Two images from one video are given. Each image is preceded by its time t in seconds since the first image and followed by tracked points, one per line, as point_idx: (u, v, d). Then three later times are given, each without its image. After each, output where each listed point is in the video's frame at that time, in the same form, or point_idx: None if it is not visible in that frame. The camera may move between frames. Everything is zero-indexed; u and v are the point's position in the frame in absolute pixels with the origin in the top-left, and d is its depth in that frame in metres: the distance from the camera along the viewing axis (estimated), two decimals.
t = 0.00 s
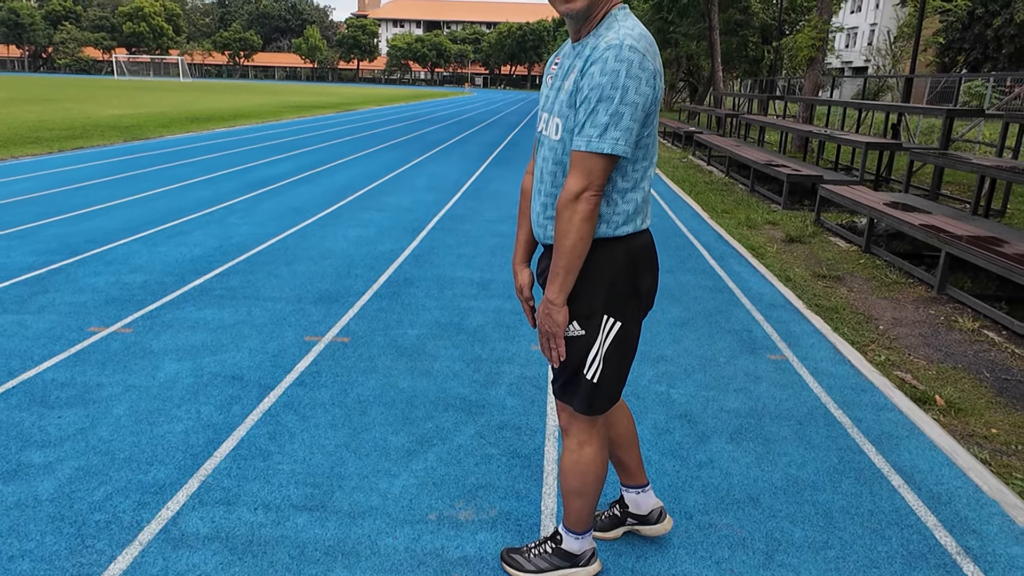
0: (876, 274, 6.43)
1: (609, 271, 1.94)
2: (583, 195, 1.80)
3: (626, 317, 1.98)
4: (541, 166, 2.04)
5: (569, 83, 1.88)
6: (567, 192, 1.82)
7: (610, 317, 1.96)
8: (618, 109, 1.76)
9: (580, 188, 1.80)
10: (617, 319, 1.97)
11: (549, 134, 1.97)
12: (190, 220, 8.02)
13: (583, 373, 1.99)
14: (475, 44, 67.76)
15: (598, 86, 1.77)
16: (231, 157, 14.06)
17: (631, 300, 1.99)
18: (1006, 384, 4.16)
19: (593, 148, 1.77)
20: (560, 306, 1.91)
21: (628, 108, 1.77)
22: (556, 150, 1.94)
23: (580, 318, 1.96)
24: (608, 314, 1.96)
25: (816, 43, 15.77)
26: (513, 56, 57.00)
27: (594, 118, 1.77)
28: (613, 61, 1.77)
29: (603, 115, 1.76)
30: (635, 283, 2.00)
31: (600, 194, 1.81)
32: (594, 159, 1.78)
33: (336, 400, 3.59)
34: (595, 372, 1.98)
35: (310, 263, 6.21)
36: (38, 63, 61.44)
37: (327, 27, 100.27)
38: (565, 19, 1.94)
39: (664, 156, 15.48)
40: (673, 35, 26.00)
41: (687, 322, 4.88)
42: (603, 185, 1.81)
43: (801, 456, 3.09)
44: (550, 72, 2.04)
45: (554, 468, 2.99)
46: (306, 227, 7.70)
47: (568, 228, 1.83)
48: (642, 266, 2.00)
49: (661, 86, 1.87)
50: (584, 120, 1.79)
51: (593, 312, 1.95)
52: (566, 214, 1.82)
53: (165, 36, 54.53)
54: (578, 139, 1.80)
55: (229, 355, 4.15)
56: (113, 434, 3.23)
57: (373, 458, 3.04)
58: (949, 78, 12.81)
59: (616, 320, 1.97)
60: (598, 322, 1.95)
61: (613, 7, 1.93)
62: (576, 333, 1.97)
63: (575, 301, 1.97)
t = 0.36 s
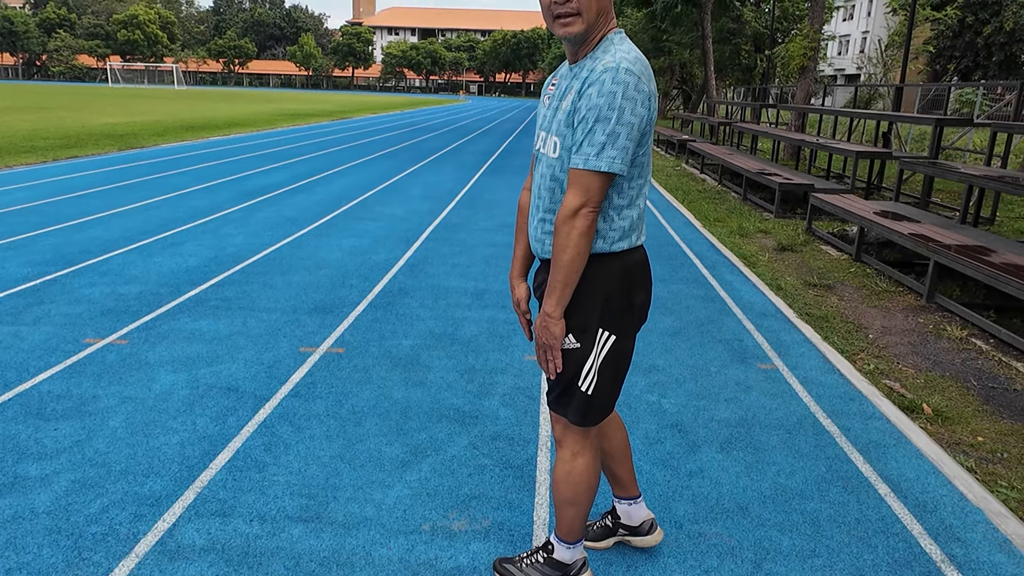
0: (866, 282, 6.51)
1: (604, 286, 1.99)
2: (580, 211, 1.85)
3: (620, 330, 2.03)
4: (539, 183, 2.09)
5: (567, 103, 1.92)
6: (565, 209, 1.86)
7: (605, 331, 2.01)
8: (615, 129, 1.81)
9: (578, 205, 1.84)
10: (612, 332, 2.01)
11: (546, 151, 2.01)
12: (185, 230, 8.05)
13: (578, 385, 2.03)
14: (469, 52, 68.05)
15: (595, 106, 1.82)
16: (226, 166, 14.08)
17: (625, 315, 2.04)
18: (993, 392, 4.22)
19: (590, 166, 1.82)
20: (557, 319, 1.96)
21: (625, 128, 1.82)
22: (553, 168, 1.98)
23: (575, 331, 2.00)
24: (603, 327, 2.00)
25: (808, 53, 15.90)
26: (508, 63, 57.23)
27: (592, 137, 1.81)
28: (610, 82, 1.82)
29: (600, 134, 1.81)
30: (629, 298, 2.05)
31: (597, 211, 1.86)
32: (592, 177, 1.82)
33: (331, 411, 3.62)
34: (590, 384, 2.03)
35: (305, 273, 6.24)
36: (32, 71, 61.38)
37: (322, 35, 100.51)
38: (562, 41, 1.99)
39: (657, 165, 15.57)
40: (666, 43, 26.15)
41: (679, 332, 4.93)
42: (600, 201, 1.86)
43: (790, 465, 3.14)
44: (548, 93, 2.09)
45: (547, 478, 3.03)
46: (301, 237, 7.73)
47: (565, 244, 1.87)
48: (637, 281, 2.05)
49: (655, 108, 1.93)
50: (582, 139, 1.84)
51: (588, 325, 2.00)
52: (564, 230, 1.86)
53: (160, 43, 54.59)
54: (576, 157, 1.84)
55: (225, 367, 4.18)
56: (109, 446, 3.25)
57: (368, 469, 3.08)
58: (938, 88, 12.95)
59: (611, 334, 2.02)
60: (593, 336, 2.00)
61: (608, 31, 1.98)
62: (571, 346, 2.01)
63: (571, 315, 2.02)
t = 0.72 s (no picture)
0: (855, 301, 6.58)
1: (601, 317, 2.04)
2: (578, 245, 1.89)
3: (616, 361, 2.08)
4: (537, 215, 2.14)
5: (565, 140, 1.97)
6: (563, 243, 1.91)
7: (601, 361, 2.05)
8: (611, 166, 1.86)
9: (576, 239, 1.89)
10: (608, 363, 2.06)
11: (544, 186, 2.07)
12: (177, 252, 8.06)
13: (574, 413, 2.07)
14: (461, 70, 68.55)
15: (592, 145, 1.87)
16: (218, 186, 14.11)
17: (621, 345, 2.09)
18: (980, 411, 4.27)
19: (587, 202, 1.87)
20: (554, 349, 1.99)
21: (621, 164, 1.87)
22: (551, 202, 2.04)
23: (572, 361, 2.05)
24: (600, 357, 2.05)
25: (795, 72, 16.11)
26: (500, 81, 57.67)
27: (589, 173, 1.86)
28: (607, 120, 1.86)
29: (596, 171, 1.86)
30: (624, 329, 2.10)
31: (594, 244, 1.90)
32: (590, 212, 1.87)
33: (324, 435, 3.64)
34: (586, 413, 2.07)
35: (298, 295, 6.27)
36: (23, 89, 61.33)
37: (315, 53, 101.06)
38: (560, 79, 2.06)
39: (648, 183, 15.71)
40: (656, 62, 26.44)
41: (669, 353, 4.98)
42: (597, 235, 1.90)
43: (779, 487, 3.18)
44: (545, 129, 2.15)
45: (540, 502, 3.06)
46: (294, 258, 7.76)
47: (563, 276, 1.91)
48: (633, 313, 2.10)
49: (649, 144, 1.98)
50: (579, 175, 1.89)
51: (585, 355, 2.04)
52: (562, 263, 1.90)
53: (153, 62, 54.72)
54: (574, 193, 1.89)
55: (218, 391, 4.19)
56: (103, 473, 3.26)
57: (361, 494, 3.09)
58: (924, 107, 13.15)
59: (607, 363, 2.06)
60: (590, 365, 2.04)
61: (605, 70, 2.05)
62: (569, 375, 2.05)
63: (569, 344, 2.06)
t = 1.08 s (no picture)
0: (841, 324, 6.63)
1: (592, 345, 2.05)
2: (570, 274, 1.91)
3: (607, 388, 2.09)
4: (528, 244, 2.16)
5: (555, 172, 2.00)
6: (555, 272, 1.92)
7: (592, 389, 2.06)
8: (602, 198, 1.89)
9: (569, 268, 1.91)
10: (599, 391, 2.07)
11: (534, 216, 2.09)
12: (165, 279, 8.04)
13: (565, 440, 2.07)
14: (451, 96, 69.31)
15: (583, 176, 1.90)
16: (207, 213, 14.10)
17: (613, 372, 2.10)
18: (966, 433, 4.30)
19: (579, 232, 1.90)
20: (545, 377, 2.00)
21: (610, 195, 1.90)
22: (542, 231, 2.06)
23: (564, 388, 2.06)
24: (591, 385, 2.06)
25: (780, 98, 16.37)
26: (489, 107, 58.31)
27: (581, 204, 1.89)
28: (597, 154, 1.90)
29: (588, 203, 1.89)
30: (616, 356, 2.11)
31: (586, 273, 1.92)
32: (581, 243, 1.90)
33: (310, 463, 3.62)
34: (577, 441, 2.07)
35: (286, 322, 6.26)
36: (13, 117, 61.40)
37: (306, 80, 102.00)
38: (549, 112, 2.09)
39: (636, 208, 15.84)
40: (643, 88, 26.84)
41: (657, 377, 4.99)
42: (589, 265, 1.92)
43: (766, 512, 3.17)
44: (535, 160, 2.18)
45: (526, 529, 3.04)
46: (282, 285, 7.75)
47: (556, 305, 1.92)
48: (623, 341, 2.12)
49: (638, 175, 2.02)
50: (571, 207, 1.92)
51: (577, 382, 2.05)
52: (555, 292, 1.92)
53: (145, 90, 54.98)
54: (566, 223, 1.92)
55: (203, 420, 4.16)
56: (84, 505, 3.22)
57: (347, 523, 3.07)
58: (906, 131, 13.38)
59: (598, 391, 2.07)
60: (581, 393, 2.05)
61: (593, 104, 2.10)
62: (560, 402, 2.06)
63: (559, 371, 2.07)
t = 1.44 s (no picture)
0: (835, 345, 6.63)
1: (625, 364, 2.00)
2: (621, 294, 1.84)
3: (640, 409, 2.05)
4: (555, 268, 2.10)
5: (584, 194, 1.94)
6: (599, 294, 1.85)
7: (625, 409, 2.02)
8: (638, 213, 1.84)
9: (618, 288, 1.83)
10: (632, 411, 2.03)
11: (563, 240, 2.02)
12: (154, 303, 7.96)
13: (594, 461, 2.02)
14: (442, 121, 69.78)
15: (615, 194, 1.85)
16: (198, 237, 14.02)
17: (645, 392, 2.06)
18: (963, 454, 4.27)
19: (623, 250, 1.83)
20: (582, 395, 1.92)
21: (646, 210, 1.85)
22: (570, 253, 2.00)
23: (595, 409, 2.00)
24: (624, 405, 2.02)
25: (768, 122, 16.55)
26: (481, 132, 58.73)
27: (619, 222, 1.83)
28: (626, 171, 1.85)
29: (626, 220, 1.83)
30: (649, 377, 2.07)
31: (634, 291, 1.86)
32: (624, 260, 1.84)
33: (301, 491, 3.54)
34: (608, 461, 2.02)
35: (277, 346, 6.19)
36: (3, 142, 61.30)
37: (298, 105, 102.51)
38: (565, 134, 2.07)
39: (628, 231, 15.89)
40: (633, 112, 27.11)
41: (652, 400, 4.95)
42: (636, 281, 1.86)
43: (767, 537, 3.12)
44: (555, 187, 2.14)
45: (524, 558, 2.97)
46: (273, 308, 7.69)
47: (602, 324, 1.84)
48: (656, 361, 2.08)
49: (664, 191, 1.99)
50: (607, 226, 1.86)
51: (609, 404, 2.01)
52: (604, 313, 1.84)
53: (136, 115, 55.05)
54: (604, 243, 1.85)
55: (191, 447, 4.07)
56: (67, 536, 3.13)
57: (338, 552, 2.99)
58: (894, 155, 13.52)
59: (631, 412, 2.04)
60: (613, 414, 2.01)
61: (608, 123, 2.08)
62: (592, 424, 2.00)
63: (592, 393, 2.01)
